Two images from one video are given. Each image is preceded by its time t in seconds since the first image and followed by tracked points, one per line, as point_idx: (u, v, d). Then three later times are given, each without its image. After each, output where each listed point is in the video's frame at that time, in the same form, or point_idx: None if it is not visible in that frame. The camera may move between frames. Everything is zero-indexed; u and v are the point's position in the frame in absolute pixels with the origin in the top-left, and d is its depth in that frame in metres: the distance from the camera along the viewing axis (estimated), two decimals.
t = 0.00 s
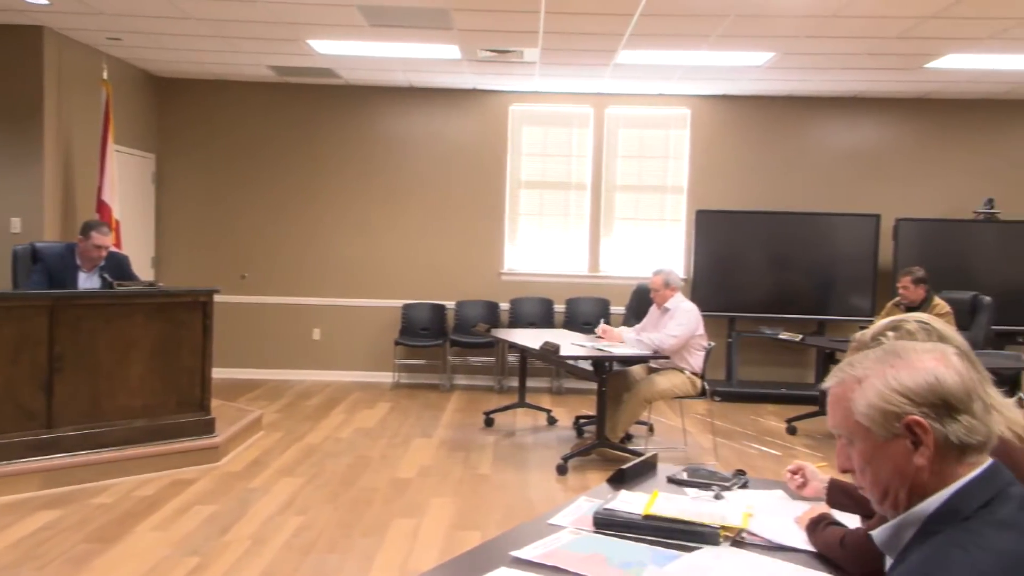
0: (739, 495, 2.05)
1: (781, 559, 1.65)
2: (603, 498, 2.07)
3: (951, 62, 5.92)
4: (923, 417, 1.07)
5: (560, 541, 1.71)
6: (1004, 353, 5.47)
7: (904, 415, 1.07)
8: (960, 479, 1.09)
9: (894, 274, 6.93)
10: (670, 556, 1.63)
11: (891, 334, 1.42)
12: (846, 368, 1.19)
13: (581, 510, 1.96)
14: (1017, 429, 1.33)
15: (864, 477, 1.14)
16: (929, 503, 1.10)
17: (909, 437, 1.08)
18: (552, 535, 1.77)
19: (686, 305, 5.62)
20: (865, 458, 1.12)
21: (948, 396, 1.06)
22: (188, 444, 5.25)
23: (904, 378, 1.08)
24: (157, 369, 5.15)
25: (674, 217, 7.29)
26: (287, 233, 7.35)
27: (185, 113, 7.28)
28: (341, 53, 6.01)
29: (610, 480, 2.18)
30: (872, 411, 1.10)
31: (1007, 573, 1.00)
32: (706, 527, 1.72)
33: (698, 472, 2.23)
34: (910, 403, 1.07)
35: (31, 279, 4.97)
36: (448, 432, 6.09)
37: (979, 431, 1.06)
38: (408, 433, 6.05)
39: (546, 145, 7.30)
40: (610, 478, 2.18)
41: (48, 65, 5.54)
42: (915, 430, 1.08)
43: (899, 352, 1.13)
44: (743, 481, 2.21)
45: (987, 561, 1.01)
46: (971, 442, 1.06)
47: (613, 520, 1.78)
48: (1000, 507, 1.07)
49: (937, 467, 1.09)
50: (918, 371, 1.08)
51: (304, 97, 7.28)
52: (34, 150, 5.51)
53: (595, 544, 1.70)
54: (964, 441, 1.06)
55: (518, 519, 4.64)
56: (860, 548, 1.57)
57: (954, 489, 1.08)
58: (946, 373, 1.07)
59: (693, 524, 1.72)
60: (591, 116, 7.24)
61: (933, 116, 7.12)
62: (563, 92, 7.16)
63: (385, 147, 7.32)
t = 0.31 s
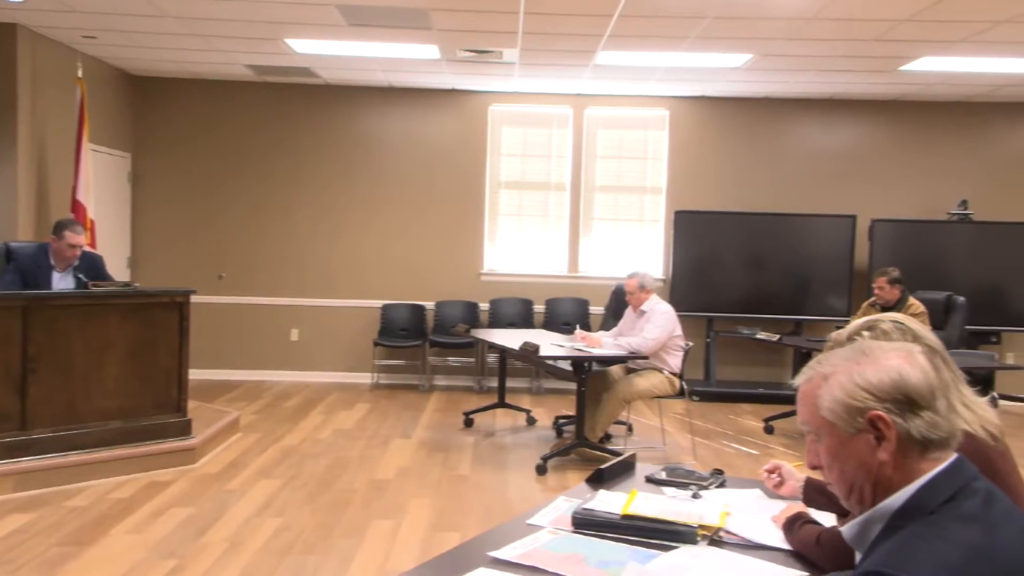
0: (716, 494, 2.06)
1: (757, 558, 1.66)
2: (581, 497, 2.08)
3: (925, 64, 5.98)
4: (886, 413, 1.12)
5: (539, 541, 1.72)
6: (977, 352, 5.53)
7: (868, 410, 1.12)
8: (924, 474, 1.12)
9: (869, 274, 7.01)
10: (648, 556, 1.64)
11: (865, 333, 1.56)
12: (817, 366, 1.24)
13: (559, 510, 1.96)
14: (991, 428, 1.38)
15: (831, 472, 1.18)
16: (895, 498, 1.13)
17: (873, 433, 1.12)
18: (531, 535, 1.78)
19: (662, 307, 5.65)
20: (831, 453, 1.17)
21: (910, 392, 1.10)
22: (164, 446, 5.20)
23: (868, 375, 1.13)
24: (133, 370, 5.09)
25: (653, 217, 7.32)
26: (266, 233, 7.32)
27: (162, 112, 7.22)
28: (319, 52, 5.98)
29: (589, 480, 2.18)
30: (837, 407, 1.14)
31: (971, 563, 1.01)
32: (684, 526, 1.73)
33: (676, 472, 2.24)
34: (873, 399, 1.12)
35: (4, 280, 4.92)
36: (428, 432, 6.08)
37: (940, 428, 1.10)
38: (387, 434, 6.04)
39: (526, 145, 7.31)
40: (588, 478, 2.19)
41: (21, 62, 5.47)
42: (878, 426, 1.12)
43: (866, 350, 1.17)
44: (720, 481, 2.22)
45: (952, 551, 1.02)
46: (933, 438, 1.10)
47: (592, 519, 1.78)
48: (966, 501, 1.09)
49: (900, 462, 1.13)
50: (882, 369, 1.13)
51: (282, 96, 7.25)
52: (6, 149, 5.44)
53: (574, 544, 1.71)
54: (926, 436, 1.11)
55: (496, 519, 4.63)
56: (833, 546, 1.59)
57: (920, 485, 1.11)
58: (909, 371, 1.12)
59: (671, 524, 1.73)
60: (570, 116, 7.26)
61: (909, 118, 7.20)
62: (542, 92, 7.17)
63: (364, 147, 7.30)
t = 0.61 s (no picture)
0: (694, 494, 2.07)
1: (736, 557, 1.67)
2: (561, 497, 2.08)
3: (901, 67, 6.04)
4: (858, 410, 1.13)
5: (519, 541, 1.72)
6: (952, 352, 5.60)
7: (839, 407, 1.14)
8: (894, 470, 1.15)
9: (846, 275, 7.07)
10: (628, 555, 1.64)
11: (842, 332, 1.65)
12: (789, 366, 1.26)
13: (540, 510, 1.96)
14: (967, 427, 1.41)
15: (805, 469, 1.20)
16: (868, 494, 1.15)
17: (844, 429, 1.14)
18: (511, 535, 1.77)
19: (641, 308, 5.67)
20: (804, 451, 1.18)
21: (881, 390, 1.12)
22: (141, 448, 5.15)
23: (839, 373, 1.15)
24: (109, 371, 5.03)
25: (632, 218, 7.34)
26: (244, 232, 7.27)
27: (138, 110, 7.16)
28: (297, 51, 5.95)
29: (569, 480, 2.19)
30: (809, 405, 1.16)
31: (943, 554, 1.02)
32: (665, 526, 1.74)
33: (655, 472, 2.25)
34: (844, 396, 1.13)
35: None
36: (407, 433, 6.07)
37: (910, 424, 1.13)
38: (367, 435, 6.02)
39: (506, 145, 7.31)
40: (568, 478, 2.19)
41: None
42: (849, 423, 1.14)
43: (837, 350, 1.19)
44: (698, 480, 2.23)
45: (925, 543, 1.03)
46: (902, 434, 1.13)
47: (572, 519, 1.79)
48: (936, 496, 1.11)
49: (872, 458, 1.15)
50: (854, 368, 1.14)
51: (260, 95, 7.21)
52: None
53: (554, 544, 1.71)
54: (896, 432, 1.13)
55: (476, 520, 4.62)
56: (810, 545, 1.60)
57: (891, 481, 1.13)
58: (880, 369, 1.14)
59: (651, 524, 1.74)
60: (549, 117, 7.27)
61: (885, 119, 7.27)
62: (522, 93, 7.18)
63: (343, 146, 7.27)
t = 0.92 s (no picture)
0: (674, 493, 2.08)
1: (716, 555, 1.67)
2: (541, 498, 2.08)
3: (879, 69, 6.10)
4: (825, 406, 1.14)
5: (500, 541, 1.72)
6: (928, 352, 5.66)
7: (807, 402, 1.14)
8: (860, 467, 1.15)
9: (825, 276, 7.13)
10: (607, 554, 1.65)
11: (821, 332, 1.71)
12: (764, 363, 1.26)
13: (521, 510, 1.96)
14: (938, 423, 1.46)
15: (774, 463, 1.21)
16: (834, 489, 1.15)
17: (811, 425, 1.15)
18: (492, 535, 1.77)
19: (622, 308, 5.68)
20: (773, 445, 1.19)
21: (849, 388, 1.13)
22: (119, 450, 5.09)
23: (810, 370, 1.15)
24: (86, 372, 4.98)
25: (613, 218, 7.36)
26: (224, 232, 7.23)
27: (115, 109, 7.10)
28: (276, 51, 5.92)
29: (549, 481, 2.19)
30: (779, 399, 1.16)
31: (906, 546, 1.05)
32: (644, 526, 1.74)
33: (635, 472, 2.25)
34: (813, 392, 1.14)
35: None
36: (388, 434, 6.05)
37: (876, 422, 1.13)
38: (347, 436, 6.01)
39: (487, 145, 7.31)
40: (549, 479, 2.19)
41: None
42: (816, 418, 1.14)
43: (811, 348, 1.20)
44: (678, 480, 2.24)
45: (889, 534, 1.06)
46: (868, 432, 1.13)
47: (553, 519, 1.79)
48: (902, 491, 1.12)
49: (837, 453, 1.15)
50: (823, 365, 1.15)
51: (239, 94, 7.17)
52: None
53: (534, 544, 1.71)
54: (861, 429, 1.13)
55: (456, 521, 4.61)
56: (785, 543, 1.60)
57: (857, 476, 1.14)
58: (849, 368, 1.14)
59: (632, 523, 1.75)
60: (530, 117, 7.28)
61: (864, 121, 7.34)
62: (503, 93, 7.18)
63: (323, 146, 7.24)
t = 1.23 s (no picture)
0: (656, 493, 2.08)
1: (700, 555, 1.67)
2: (524, 497, 2.08)
3: (859, 71, 6.15)
4: (796, 401, 1.15)
5: (483, 542, 1.72)
6: (908, 351, 5.71)
7: (778, 396, 1.15)
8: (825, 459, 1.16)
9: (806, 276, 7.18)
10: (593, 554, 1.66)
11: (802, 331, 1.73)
12: (741, 357, 1.27)
13: (504, 511, 1.96)
14: (916, 423, 1.50)
15: (744, 455, 1.21)
16: (799, 480, 1.16)
17: (782, 418, 1.16)
18: (475, 535, 1.77)
19: (605, 308, 5.70)
20: (745, 437, 1.20)
21: (820, 383, 1.14)
22: (98, 451, 5.05)
23: (783, 365, 1.16)
24: (65, 373, 4.94)
25: (596, 219, 7.38)
26: (206, 232, 7.19)
27: (95, 107, 7.04)
28: (258, 49, 5.89)
29: (533, 480, 2.19)
30: (752, 391, 1.17)
31: (846, 530, 1.03)
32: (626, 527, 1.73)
33: (618, 472, 2.26)
34: (785, 386, 1.15)
35: None
36: (371, 435, 6.04)
37: (845, 418, 1.15)
38: (329, 436, 5.99)
39: (470, 145, 7.31)
40: (532, 479, 2.19)
41: None
42: (786, 412, 1.16)
43: (785, 344, 1.21)
44: (660, 480, 2.24)
45: (829, 517, 1.04)
46: (836, 427, 1.14)
47: (536, 519, 1.79)
48: (861, 482, 1.11)
49: (805, 446, 1.16)
50: (798, 361, 1.16)
51: (221, 93, 7.13)
52: None
53: (516, 544, 1.71)
54: (830, 425, 1.14)
55: (439, 521, 4.60)
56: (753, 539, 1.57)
57: (820, 466, 1.14)
58: (822, 366, 1.15)
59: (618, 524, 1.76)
60: (513, 117, 7.29)
61: (845, 122, 7.40)
62: (486, 93, 7.19)
63: (306, 146, 7.21)
